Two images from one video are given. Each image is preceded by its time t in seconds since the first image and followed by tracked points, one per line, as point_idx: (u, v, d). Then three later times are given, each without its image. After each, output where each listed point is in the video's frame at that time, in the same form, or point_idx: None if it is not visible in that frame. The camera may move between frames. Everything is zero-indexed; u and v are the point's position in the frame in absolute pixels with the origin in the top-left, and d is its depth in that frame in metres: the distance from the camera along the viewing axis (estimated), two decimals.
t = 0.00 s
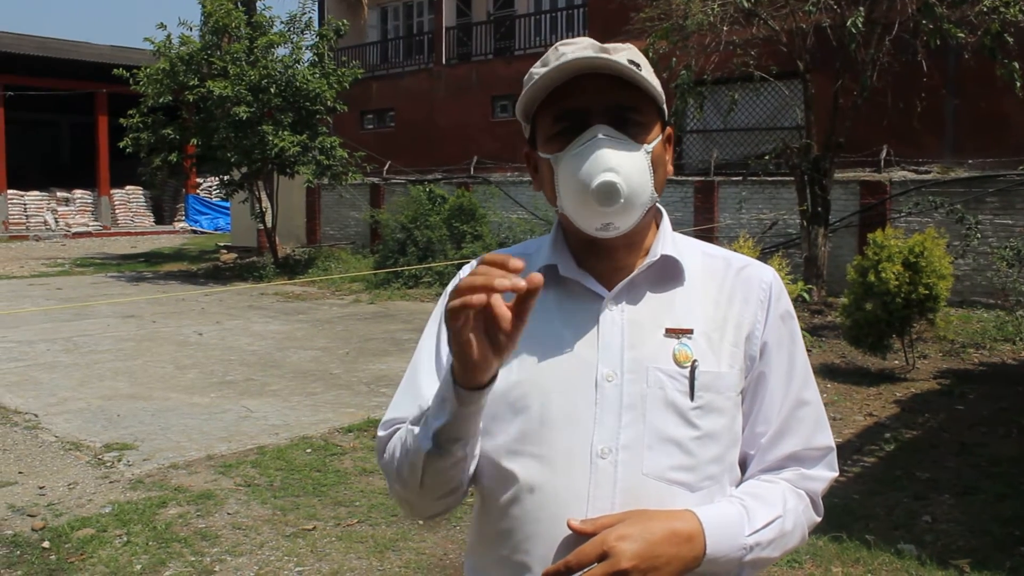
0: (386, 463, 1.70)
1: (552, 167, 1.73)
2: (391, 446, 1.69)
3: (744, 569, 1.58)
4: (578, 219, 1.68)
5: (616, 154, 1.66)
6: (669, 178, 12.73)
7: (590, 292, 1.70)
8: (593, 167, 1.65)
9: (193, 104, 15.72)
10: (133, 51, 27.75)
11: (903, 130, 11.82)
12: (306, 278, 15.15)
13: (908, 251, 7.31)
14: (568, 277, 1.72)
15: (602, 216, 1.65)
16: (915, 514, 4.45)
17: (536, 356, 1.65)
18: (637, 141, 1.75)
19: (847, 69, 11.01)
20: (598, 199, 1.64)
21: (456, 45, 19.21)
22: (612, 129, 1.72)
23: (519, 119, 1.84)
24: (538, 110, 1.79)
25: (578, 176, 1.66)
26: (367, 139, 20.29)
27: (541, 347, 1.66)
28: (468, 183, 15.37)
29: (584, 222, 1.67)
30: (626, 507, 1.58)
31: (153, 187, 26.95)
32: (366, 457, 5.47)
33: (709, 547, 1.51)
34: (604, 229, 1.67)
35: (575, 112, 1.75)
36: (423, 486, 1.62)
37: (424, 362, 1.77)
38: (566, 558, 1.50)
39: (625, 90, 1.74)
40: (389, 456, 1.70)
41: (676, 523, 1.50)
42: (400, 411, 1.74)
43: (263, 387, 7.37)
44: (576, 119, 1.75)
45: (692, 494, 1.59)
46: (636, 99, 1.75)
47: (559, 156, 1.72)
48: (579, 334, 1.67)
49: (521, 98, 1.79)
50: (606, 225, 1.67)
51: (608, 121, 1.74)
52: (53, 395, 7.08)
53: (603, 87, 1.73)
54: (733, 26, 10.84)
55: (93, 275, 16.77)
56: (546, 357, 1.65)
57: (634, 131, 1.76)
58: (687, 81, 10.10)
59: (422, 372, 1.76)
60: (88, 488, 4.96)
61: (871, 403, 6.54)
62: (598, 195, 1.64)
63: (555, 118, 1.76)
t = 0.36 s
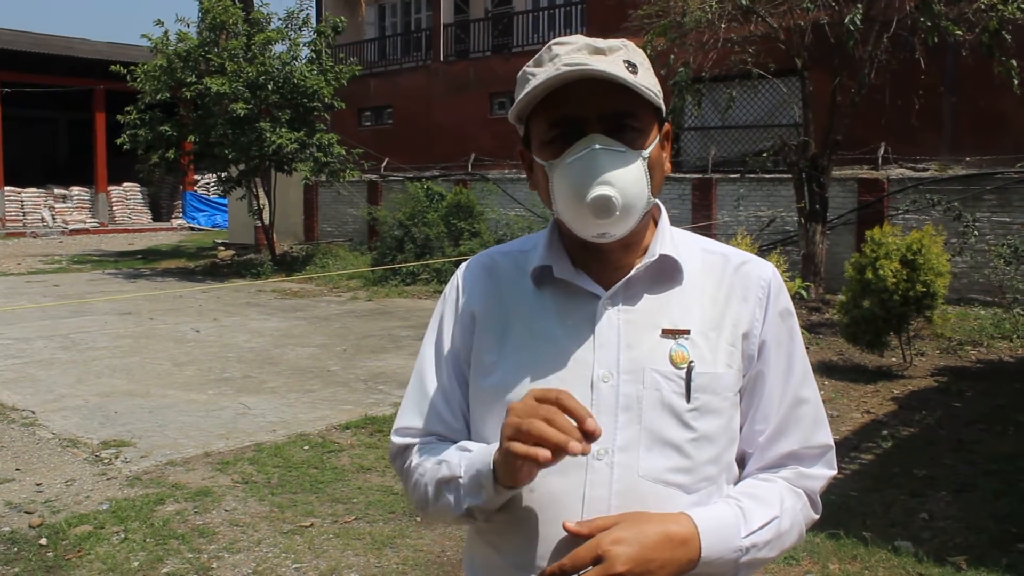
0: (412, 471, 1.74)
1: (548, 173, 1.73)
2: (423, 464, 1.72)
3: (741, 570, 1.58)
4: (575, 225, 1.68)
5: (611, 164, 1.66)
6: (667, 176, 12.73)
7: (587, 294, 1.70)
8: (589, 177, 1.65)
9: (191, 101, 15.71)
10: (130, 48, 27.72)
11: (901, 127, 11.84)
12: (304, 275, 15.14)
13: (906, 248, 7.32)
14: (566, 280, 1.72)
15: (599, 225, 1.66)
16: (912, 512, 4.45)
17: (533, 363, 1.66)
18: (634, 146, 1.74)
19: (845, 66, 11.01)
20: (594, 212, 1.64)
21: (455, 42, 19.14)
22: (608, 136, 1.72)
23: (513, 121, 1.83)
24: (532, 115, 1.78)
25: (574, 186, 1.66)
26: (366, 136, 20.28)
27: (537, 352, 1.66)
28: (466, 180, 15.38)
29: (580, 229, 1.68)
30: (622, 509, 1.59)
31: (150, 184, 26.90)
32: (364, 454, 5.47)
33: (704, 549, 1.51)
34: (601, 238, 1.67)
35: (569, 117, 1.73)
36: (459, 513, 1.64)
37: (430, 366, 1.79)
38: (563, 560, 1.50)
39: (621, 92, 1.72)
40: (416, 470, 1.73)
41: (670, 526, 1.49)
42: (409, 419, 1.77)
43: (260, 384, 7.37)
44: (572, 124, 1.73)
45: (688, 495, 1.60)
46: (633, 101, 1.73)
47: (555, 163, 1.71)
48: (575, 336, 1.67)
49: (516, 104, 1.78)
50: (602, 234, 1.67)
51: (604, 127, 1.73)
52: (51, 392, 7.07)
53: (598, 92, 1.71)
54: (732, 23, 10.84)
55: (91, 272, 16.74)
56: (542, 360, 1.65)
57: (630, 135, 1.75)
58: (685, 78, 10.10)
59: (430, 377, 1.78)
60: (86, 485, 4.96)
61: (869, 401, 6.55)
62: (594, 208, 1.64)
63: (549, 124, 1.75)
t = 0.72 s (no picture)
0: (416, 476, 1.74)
1: (547, 169, 1.73)
2: (426, 469, 1.72)
3: (745, 569, 1.57)
4: (575, 222, 1.68)
5: (609, 157, 1.66)
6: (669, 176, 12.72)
7: (587, 292, 1.70)
8: (587, 169, 1.65)
9: (192, 102, 15.72)
10: (132, 48, 27.75)
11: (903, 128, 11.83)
12: (306, 275, 15.14)
13: (908, 249, 7.32)
14: (566, 278, 1.72)
15: (597, 219, 1.66)
16: (915, 514, 4.44)
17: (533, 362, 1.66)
18: (631, 141, 1.74)
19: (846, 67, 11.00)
20: (592, 204, 1.64)
21: (456, 43, 19.18)
22: (607, 129, 1.72)
23: (512, 118, 1.83)
24: (531, 112, 1.78)
25: (573, 182, 1.66)
26: (368, 137, 20.29)
27: (537, 351, 1.66)
28: (468, 181, 15.39)
29: (580, 226, 1.68)
30: (625, 510, 1.58)
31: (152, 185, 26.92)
32: (366, 455, 5.47)
33: (709, 547, 1.51)
34: (600, 232, 1.67)
35: (568, 113, 1.73)
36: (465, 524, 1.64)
37: (430, 370, 1.80)
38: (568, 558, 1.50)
39: (621, 90, 1.73)
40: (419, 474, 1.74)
41: (676, 526, 1.49)
42: (410, 423, 1.78)
43: (262, 384, 7.37)
44: (572, 119, 1.73)
45: (691, 495, 1.59)
46: (632, 98, 1.74)
47: (553, 158, 1.71)
48: (575, 335, 1.67)
49: (515, 99, 1.78)
50: (601, 228, 1.67)
51: (601, 122, 1.73)
52: (53, 393, 7.08)
53: (596, 87, 1.71)
54: (734, 24, 10.84)
55: (93, 273, 16.75)
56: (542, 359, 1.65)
57: (628, 131, 1.75)
58: (687, 79, 10.09)
59: (431, 381, 1.79)
60: (88, 486, 4.96)
61: (871, 402, 6.54)
62: (593, 199, 1.64)
63: (548, 120, 1.75)
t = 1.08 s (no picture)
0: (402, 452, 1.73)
1: (552, 153, 1.73)
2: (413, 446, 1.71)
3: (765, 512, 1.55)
4: (578, 205, 1.68)
5: (612, 137, 1.66)
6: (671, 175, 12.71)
7: (589, 284, 1.70)
8: (591, 148, 1.65)
9: (196, 100, 15.71)
10: (135, 47, 27.77)
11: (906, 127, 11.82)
12: (308, 274, 15.14)
13: (911, 248, 7.30)
14: (569, 267, 1.72)
15: (601, 199, 1.65)
16: (918, 513, 4.44)
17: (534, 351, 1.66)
18: (635, 129, 1.74)
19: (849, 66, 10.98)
20: (596, 179, 1.63)
21: (460, 42, 19.18)
22: (611, 115, 1.72)
23: (520, 109, 1.85)
24: (538, 101, 1.80)
25: (574, 160, 1.66)
26: (370, 136, 20.29)
27: (539, 341, 1.67)
28: (470, 180, 15.39)
29: (582, 208, 1.67)
30: (628, 504, 1.58)
31: (155, 183, 26.93)
32: (367, 454, 5.47)
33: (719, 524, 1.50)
34: (602, 214, 1.66)
35: (575, 99, 1.74)
36: (443, 484, 1.61)
37: (431, 363, 1.79)
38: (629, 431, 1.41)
39: (626, 80, 1.74)
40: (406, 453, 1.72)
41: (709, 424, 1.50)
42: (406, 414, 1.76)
43: (264, 383, 7.37)
44: (575, 107, 1.74)
45: (695, 484, 1.58)
46: (636, 88, 1.74)
47: (558, 142, 1.72)
48: (578, 325, 1.67)
49: (521, 88, 1.79)
50: (605, 209, 1.66)
51: (607, 109, 1.74)
52: (55, 391, 7.08)
53: (602, 75, 1.73)
54: (737, 23, 10.82)
55: (95, 271, 16.77)
56: (547, 349, 1.66)
57: (633, 119, 1.75)
58: (690, 78, 10.07)
59: (431, 374, 1.78)
60: (90, 484, 4.96)
61: (873, 401, 6.53)
62: (597, 175, 1.63)
63: (554, 107, 1.76)
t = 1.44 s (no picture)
0: (416, 460, 1.77)
1: (554, 154, 1.73)
2: (425, 461, 1.73)
3: (749, 539, 1.56)
4: (580, 206, 1.68)
5: (614, 139, 1.66)
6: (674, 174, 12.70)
7: (592, 283, 1.70)
8: (592, 149, 1.65)
9: (198, 98, 15.71)
10: (137, 45, 27.78)
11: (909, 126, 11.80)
12: (311, 272, 15.15)
13: (914, 247, 7.29)
14: (572, 268, 1.71)
15: (603, 201, 1.65)
16: (921, 512, 4.43)
17: (535, 352, 1.65)
18: (637, 128, 1.74)
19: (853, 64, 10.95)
20: (597, 183, 1.63)
21: (462, 40, 19.17)
22: (613, 115, 1.72)
23: (522, 109, 1.84)
24: (540, 101, 1.79)
25: (577, 163, 1.65)
26: (373, 134, 20.30)
27: (540, 341, 1.66)
28: (473, 178, 15.39)
29: (585, 209, 1.67)
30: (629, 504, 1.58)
31: (158, 180, 26.93)
32: (370, 452, 5.47)
33: (718, 513, 1.50)
34: (604, 215, 1.66)
35: (577, 99, 1.74)
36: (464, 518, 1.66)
37: (436, 362, 1.81)
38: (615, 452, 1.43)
39: (628, 78, 1.73)
40: (420, 457, 1.76)
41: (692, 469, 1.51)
42: (413, 417, 1.79)
43: (267, 380, 7.38)
44: (577, 106, 1.74)
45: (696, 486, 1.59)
46: (638, 86, 1.74)
47: (560, 143, 1.72)
48: (579, 326, 1.66)
49: (523, 87, 1.79)
50: (607, 211, 1.66)
51: (609, 107, 1.73)
52: (57, 388, 7.09)
53: (605, 74, 1.72)
54: (740, 21, 10.79)
55: (99, 268, 16.80)
56: (549, 349, 1.65)
57: (634, 118, 1.74)
58: (693, 76, 10.06)
59: (436, 375, 1.80)
60: (92, 481, 4.97)
61: (876, 400, 6.52)
62: (597, 178, 1.63)
63: (556, 107, 1.76)
